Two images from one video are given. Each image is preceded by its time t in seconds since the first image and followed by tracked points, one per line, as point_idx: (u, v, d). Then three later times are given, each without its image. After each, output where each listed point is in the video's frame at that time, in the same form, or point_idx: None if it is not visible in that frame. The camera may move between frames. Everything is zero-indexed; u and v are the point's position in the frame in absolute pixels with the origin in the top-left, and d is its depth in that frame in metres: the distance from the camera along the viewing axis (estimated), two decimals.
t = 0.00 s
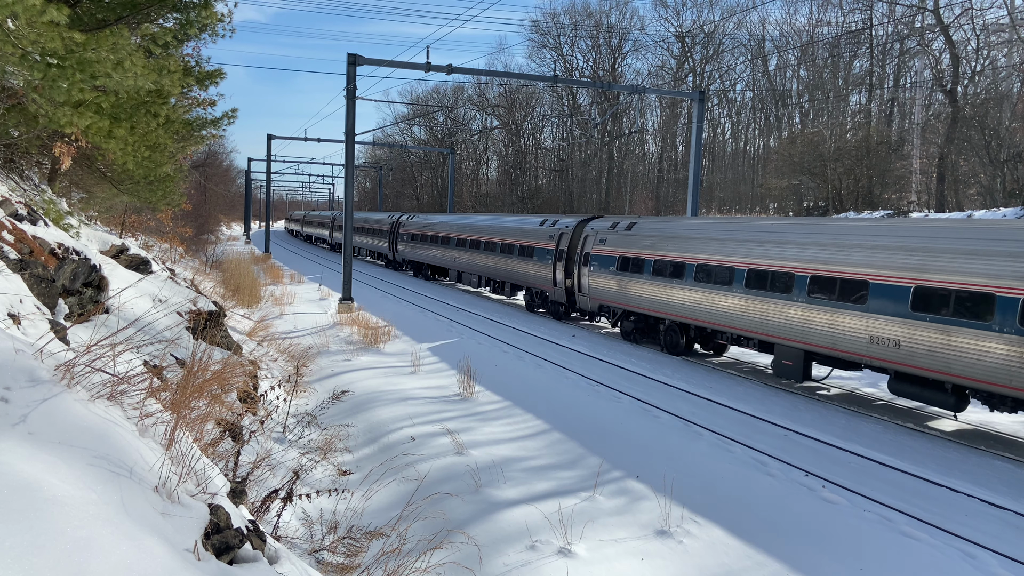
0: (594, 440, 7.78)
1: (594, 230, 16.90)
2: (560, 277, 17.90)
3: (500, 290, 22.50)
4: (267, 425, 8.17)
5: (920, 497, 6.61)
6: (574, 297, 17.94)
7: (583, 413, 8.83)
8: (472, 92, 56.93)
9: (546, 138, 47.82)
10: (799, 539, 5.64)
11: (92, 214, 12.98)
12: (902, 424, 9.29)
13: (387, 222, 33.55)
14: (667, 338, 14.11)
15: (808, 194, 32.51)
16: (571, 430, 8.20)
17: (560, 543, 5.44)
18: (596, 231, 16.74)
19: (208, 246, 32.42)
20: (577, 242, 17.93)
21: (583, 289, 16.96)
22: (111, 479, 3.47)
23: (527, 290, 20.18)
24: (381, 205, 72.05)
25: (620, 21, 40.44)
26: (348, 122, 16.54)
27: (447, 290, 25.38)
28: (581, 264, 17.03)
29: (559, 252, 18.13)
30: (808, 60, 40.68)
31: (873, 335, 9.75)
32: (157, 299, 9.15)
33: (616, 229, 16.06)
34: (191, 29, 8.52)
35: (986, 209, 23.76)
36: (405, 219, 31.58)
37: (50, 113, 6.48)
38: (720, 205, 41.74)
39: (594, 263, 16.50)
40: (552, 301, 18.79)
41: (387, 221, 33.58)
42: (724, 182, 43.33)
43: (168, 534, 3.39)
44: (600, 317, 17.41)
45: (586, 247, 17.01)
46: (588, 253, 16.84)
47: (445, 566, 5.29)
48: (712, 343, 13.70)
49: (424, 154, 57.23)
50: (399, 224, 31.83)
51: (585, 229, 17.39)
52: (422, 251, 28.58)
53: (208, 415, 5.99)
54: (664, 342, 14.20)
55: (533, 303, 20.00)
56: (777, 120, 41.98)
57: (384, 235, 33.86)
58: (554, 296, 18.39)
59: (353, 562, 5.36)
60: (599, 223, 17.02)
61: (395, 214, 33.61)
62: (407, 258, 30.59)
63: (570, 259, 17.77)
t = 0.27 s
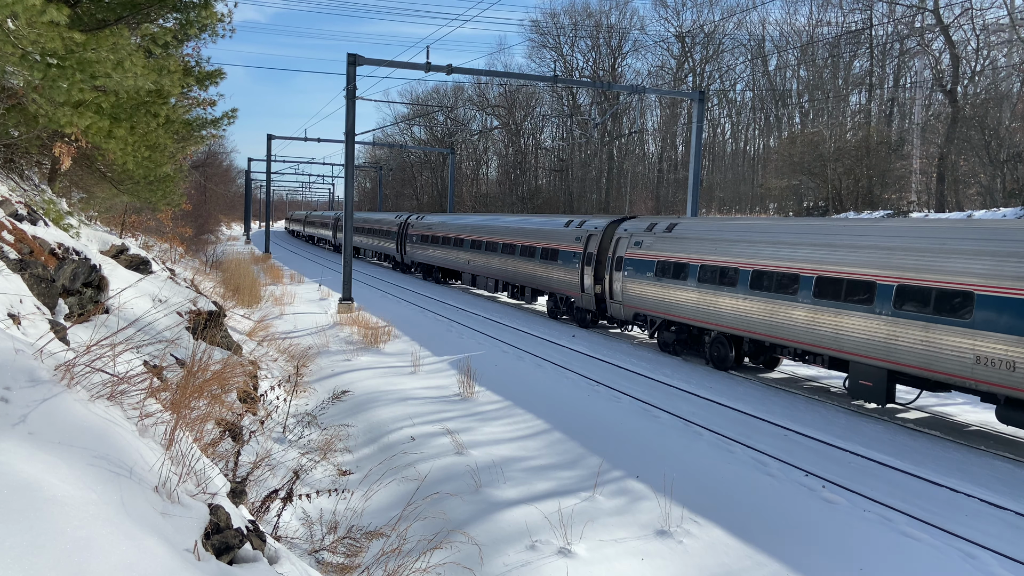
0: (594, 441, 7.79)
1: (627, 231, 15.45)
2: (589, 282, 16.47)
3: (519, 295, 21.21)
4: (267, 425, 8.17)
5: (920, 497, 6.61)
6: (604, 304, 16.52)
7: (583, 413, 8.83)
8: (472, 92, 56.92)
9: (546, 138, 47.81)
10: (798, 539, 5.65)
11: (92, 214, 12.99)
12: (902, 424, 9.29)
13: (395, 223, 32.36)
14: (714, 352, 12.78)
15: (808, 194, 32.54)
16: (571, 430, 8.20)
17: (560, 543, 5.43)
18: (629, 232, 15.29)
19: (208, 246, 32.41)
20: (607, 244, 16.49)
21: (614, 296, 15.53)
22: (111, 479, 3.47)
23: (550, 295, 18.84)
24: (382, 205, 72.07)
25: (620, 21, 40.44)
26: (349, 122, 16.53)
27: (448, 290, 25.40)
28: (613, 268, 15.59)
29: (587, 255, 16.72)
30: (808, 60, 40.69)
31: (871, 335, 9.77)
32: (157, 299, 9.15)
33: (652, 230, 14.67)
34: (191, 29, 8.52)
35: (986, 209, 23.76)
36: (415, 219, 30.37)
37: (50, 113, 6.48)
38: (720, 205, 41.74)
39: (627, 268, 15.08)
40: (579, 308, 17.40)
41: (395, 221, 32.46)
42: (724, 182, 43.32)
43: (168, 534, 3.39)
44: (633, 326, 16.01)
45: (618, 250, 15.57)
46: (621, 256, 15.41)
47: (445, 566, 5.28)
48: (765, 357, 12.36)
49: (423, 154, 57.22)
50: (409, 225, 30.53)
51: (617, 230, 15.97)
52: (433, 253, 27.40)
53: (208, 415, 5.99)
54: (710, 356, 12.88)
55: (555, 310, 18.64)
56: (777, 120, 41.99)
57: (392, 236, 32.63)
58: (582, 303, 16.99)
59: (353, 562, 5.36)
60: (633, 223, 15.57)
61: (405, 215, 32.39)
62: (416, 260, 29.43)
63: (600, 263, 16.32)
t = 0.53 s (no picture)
0: (594, 441, 7.78)
1: (668, 234, 14.12)
2: (623, 288, 15.19)
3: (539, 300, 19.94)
4: (267, 425, 8.17)
5: (919, 497, 6.61)
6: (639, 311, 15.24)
7: (583, 413, 8.83)
8: (472, 92, 56.92)
9: (546, 138, 47.81)
10: (798, 539, 5.65)
11: (92, 214, 12.99)
12: (902, 423, 9.30)
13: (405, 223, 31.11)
14: (768, 368, 11.52)
15: (808, 194, 32.56)
16: (571, 430, 8.21)
17: (560, 543, 5.43)
18: (670, 234, 13.97)
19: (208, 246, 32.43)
20: (643, 247, 15.17)
21: (651, 304, 14.23)
22: (111, 479, 3.47)
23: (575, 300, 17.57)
24: (382, 205, 72.12)
25: (620, 21, 40.44)
26: (348, 122, 16.52)
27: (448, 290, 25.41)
28: (650, 274, 14.28)
29: (620, 259, 15.43)
30: (808, 60, 40.70)
31: (869, 335, 9.79)
32: (157, 299, 9.15)
33: (695, 233, 13.39)
34: (191, 29, 8.52)
35: (986, 209, 23.76)
36: (427, 220, 29.12)
37: (50, 113, 6.47)
38: (720, 205, 41.73)
39: (666, 274, 13.82)
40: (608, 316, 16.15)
41: (404, 221, 31.21)
42: (724, 182, 43.32)
43: (168, 535, 3.39)
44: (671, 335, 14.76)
45: (656, 254, 14.23)
46: (660, 261, 14.09)
47: (445, 566, 5.28)
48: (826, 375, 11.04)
49: (423, 154, 57.23)
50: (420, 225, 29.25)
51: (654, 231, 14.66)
52: (446, 255, 26.19)
53: (209, 415, 6.00)
54: (763, 371, 11.62)
55: (582, 316, 17.38)
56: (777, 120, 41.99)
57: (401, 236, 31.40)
58: (614, 310, 15.72)
59: (353, 562, 5.36)
60: (672, 224, 14.25)
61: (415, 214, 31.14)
62: (427, 262, 28.23)
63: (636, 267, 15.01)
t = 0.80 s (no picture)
0: (594, 441, 7.79)
1: (718, 237, 12.71)
2: (663, 295, 13.79)
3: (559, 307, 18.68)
4: (267, 425, 8.18)
5: (919, 497, 6.61)
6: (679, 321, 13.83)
7: (583, 413, 8.83)
8: (472, 92, 56.93)
9: (546, 138, 47.82)
10: (798, 539, 5.65)
11: (92, 214, 12.99)
12: (901, 424, 9.31)
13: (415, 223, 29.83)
14: (841, 388, 10.23)
15: (808, 194, 32.58)
16: (571, 430, 8.21)
17: (560, 543, 5.43)
18: (721, 237, 12.57)
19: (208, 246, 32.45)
20: (685, 251, 13.73)
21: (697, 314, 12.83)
22: (111, 479, 3.47)
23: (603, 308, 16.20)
24: (382, 205, 72.17)
25: (620, 21, 40.45)
26: (348, 122, 16.52)
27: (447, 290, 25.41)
28: (696, 281, 12.91)
29: (658, 264, 14.05)
30: (808, 60, 40.71)
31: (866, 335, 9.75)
32: (157, 299, 9.16)
33: (751, 236, 12.01)
34: (191, 29, 8.51)
35: (986, 209, 23.76)
36: (438, 220, 27.80)
37: (50, 113, 6.47)
38: (720, 205, 41.74)
39: (716, 282, 12.43)
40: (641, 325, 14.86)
41: (414, 222, 29.94)
42: (724, 182, 43.33)
43: (168, 534, 3.39)
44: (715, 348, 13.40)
45: (704, 259, 12.84)
46: (708, 267, 12.70)
47: (445, 566, 5.29)
48: (904, 394, 9.85)
49: (424, 154, 57.24)
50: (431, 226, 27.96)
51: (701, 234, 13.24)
52: (459, 257, 24.90)
53: (208, 415, 6.00)
54: (833, 391, 10.38)
55: (608, 325, 16.05)
56: (777, 120, 42.02)
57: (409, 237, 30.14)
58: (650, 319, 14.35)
59: (353, 562, 5.36)
60: (720, 226, 12.88)
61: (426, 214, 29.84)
62: (439, 264, 26.96)
63: (678, 274, 13.61)
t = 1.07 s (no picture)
0: (594, 441, 7.79)
1: (778, 239, 11.45)
2: (712, 305, 12.49)
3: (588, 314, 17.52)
4: (267, 425, 8.18)
5: (919, 497, 6.61)
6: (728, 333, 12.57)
7: (583, 413, 8.84)
8: (472, 92, 56.91)
9: (546, 138, 47.82)
10: (798, 539, 5.65)
11: (92, 214, 12.99)
12: (901, 424, 9.30)
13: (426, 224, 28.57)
14: (929, 413, 8.92)
15: (808, 194, 32.57)
16: (571, 429, 8.21)
17: (560, 543, 5.44)
18: (782, 240, 11.30)
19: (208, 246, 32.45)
20: (736, 255, 12.47)
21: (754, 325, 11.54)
22: (111, 479, 3.47)
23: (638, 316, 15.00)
24: (381, 206, 72.13)
25: (620, 21, 40.45)
26: (348, 122, 16.51)
27: (447, 291, 25.43)
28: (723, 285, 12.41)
29: (705, 269, 12.81)
30: (808, 60, 40.71)
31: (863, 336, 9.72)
32: (157, 299, 9.16)
33: (819, 239, 10.75)
34: (191, 29, 8.51)
35: (987, 209, 23.74)
36: (451, 221, 26.52)
37: (50, 113, 6.47)
38: (720, 205, 41.73)
39: (776, 290, 11.18)
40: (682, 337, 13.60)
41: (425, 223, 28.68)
42: (724, 182, 43.32)
43: (168, 535, 3.39)
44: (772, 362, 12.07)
45: (761, 265, 11.60)
46: (767, 272, 11.41)
47: (445, 566, 5.29)
48: (1009, 420, 8.44)
49: (423, 154, 57.21)
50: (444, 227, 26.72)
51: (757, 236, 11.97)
52: (474, 260, 23.69)
53: (208, 415, 6.00)
54: (919, 416, 9.08)
55: (643, 335, 14.81)
56: (777, 120, 42.00)
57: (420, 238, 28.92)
58: (694, 331, 13.10)
59: (353, 562, 5.36)
60: (780, 228, 11.61)
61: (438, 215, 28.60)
62: (451, 266, 25.76)
63: (729, 280, 12.31)
